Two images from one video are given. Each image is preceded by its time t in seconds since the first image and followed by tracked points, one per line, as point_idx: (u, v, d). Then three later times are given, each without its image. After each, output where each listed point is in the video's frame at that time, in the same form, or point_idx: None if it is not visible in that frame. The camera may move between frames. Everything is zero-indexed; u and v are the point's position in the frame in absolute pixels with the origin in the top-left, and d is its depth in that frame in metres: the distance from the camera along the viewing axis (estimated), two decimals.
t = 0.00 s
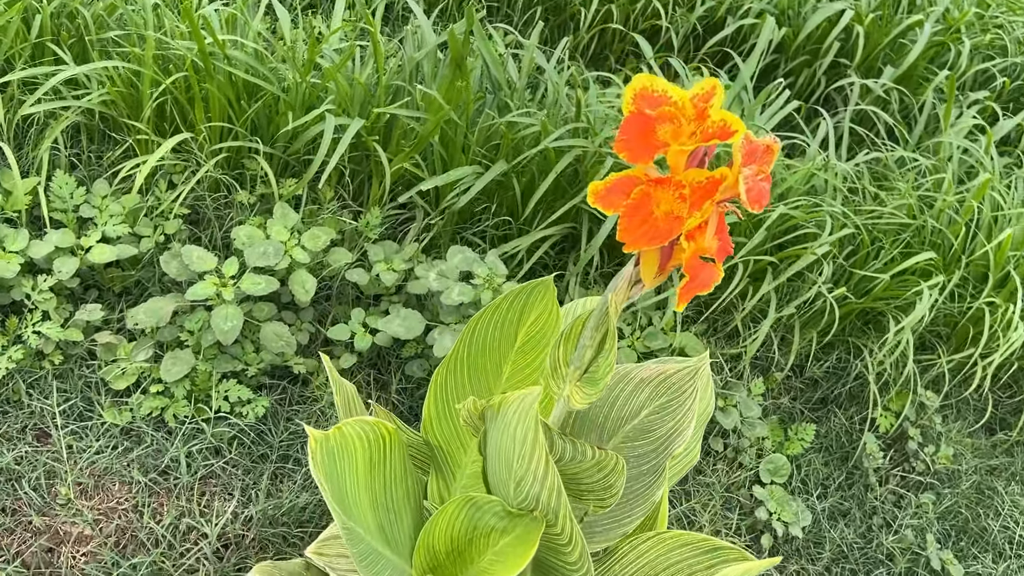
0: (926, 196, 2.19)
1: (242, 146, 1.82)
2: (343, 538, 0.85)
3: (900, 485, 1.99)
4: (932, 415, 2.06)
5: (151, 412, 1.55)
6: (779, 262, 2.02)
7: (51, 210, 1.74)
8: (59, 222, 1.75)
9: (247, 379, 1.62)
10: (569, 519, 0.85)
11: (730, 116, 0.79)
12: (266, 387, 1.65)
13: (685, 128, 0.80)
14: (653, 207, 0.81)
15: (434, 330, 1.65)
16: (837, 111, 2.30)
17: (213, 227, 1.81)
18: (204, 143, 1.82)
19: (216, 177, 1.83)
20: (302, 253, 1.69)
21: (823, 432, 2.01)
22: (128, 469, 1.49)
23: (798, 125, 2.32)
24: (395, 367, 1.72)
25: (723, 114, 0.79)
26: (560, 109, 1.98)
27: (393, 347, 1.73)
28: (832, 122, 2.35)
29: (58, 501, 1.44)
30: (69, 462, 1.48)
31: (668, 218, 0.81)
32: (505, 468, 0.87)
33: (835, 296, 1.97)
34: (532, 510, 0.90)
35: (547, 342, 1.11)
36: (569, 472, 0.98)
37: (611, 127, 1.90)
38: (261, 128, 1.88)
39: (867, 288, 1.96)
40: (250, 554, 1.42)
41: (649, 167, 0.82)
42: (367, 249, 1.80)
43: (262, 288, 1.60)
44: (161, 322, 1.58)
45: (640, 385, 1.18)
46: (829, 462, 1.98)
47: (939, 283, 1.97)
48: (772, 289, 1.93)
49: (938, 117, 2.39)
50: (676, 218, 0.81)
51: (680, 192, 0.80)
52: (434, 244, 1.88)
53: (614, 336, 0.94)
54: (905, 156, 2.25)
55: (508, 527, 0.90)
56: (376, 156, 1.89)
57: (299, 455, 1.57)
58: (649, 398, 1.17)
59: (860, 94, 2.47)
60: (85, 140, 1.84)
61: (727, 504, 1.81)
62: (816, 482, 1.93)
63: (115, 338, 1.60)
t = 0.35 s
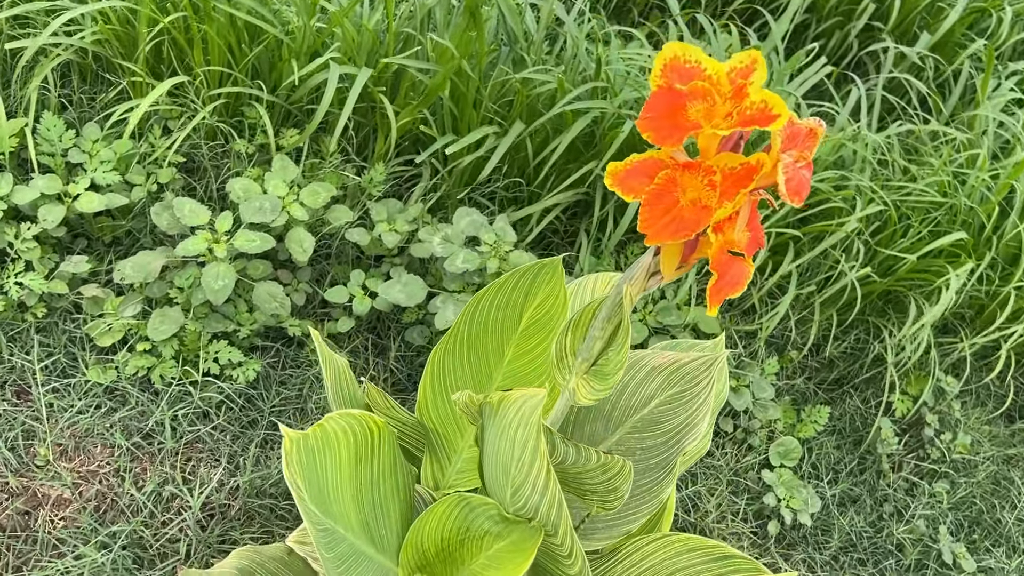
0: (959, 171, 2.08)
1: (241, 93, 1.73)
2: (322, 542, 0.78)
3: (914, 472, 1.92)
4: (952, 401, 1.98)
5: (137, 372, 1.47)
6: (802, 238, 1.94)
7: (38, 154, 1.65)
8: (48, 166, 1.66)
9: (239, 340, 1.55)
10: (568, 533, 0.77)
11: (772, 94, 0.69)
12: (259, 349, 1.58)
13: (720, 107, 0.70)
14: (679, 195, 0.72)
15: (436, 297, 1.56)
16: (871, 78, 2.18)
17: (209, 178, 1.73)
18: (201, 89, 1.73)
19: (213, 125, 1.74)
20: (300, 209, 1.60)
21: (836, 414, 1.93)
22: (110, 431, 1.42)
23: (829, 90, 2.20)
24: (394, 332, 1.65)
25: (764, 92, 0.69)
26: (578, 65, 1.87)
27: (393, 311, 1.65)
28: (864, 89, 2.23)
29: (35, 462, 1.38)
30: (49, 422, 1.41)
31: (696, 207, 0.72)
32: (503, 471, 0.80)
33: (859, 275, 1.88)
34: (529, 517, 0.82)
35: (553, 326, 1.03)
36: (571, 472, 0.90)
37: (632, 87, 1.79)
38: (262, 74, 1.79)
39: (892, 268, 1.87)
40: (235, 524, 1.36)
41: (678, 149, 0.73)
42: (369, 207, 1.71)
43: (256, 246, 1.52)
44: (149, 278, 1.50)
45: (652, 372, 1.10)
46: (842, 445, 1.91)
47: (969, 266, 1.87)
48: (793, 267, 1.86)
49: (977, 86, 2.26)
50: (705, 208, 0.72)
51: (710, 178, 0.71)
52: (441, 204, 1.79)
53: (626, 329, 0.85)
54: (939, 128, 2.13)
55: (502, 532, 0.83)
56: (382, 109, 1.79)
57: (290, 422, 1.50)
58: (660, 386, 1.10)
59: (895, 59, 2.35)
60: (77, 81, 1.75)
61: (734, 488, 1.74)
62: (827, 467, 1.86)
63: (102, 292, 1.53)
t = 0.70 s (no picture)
0: (990, 147, 1.98)
1: (240, 42, 1.64)
2: (303, 542, 0.73)
3: (925, 458, 1.86)
4: (968, 386, 1.91)
5: (125, 334, 1.42)
6: (823, 213, 1.85)
7: (26, 100, 1.58)
8: (36, 114, 1.59)
9: (233, 304, 1.49)
10: (570, 543, 0.71)
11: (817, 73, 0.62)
12: (252, 312, 1.52)
13: (757, 84, 0.63)
14: (706, 179, 0.65)
15: (438, 265, 1.50)
16: (901, 45, 2.08)
17: (205, 130, 1.65)
18: (198, 36, 1.64)
19: (210, 75, 1.66)
20: (298, 167, 1.52)
21: (848, 396, 1.87)
22: (95, 395, 1.37)
23: (857, 57, 2.10)
24: (394, 299, 1.58)
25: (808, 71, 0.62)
26: (596, 23, 1.77)
27: (394, 277, 1.59)
28: (893, 56, 2.13)
29: (17, 426, 1.33)
30: (31, 383, 1.36)
31: (725, 194, 0.65)
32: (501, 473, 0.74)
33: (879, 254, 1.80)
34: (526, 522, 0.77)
35: (559, 309, 0.96)
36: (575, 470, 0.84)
37: (651, 48, 1.70)
38: (263, 22, 1.70)
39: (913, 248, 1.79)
40: (222, 496, 1.32)
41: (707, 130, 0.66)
42: (372, 166, 1.63)
43: (251, 206, 1.45)
44: (139, 236, 1.44)
45: (663, 359, 1.04)
46: (852, 428, 1.85)
47: (996, 248, 1.79)
48: (812, 243, 1.78)
49: (1012, 57, 2.16)
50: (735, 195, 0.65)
51: (742, 163, 0.64)
52: (447, 166, 1.72)
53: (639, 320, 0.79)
54: (971, 100, 2.03)
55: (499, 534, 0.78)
56: (387, 64, 1.70)
57: (283, 389, 1.44)
58: (671, 374, 1.04)
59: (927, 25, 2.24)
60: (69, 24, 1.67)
61: (740, 470, 1.69)
62: (836, 450, 1.80)
63: (90, 248, 1.47)
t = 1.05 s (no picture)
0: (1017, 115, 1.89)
1: None
2: (272, 544, 0.66)
3: (933, 438, 1.80)
4: (981, 365, 1.84)
5: (101, 294, 1.35)
6: (839, 181, 1.77)
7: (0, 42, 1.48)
8: (12, 57, 1.50)
9: (216, 264, 1.41)
10: (565, 558, 0.65)
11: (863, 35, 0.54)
12: (237, 272, 1.44)
13: (793, 47, 0.55)
14: (731, 154, 0.57)
15: (433, 229, 1.42)
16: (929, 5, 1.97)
17: (190, 78, 1.56)
18: None
19: (196, 19, 1.56)
20: (287, 120, 1.44)
21: (856, 371, 1.81)
22: (69, 357, 1.30)
23: (880, 16, 1.99)
24: (386, 262, 1.51)
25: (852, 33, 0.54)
26: None
27: (387, 239, 1.51)
28: (919, 16, 2.03)
29: None
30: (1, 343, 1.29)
31: (752, 171, 0.57)
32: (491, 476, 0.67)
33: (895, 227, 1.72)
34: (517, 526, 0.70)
35: (560, 288, 0.90)
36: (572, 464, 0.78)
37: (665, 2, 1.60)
38: None
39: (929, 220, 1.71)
40: (201, 466, 1.26)
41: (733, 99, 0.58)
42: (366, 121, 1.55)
43: (235, 161, 1.37)
44: (117, 190, 1.36)
45: (670, 340, 0.97)
46: (859, 405, 1.79)
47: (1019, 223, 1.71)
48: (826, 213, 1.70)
49: None
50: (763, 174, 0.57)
51: (771, 137, 0.56)
52: (445, 122, 1.63)
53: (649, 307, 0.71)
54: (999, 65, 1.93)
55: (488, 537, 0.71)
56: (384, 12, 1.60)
57: (268, 354, 1.37)
58: (678, 357, 0.97)
59: None
60: None
61: (741, 448, 1.63)
62: (842, 428, 1.74)
63: (66, 201, 1.39)
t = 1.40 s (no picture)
0: None
1: None
2: (243, 541, 0.59)
3: (937, 406, 1.74)
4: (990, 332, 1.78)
5: (68, 243, 1.26)
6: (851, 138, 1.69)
7: None
8: None
9: (192, 212, 1.32)
10: (575, 563, 0.58)
11: None
12: (215, 222, 1.35)
13: None
14: (784, 109, 0.49)
15: (425, 180, 1.33)
16: None
17: (166, 11, 1.45)
18: None
19: None
20: (269, 59, 1.33)
21: (860, 337, 1.75)
22: (32, 310, 1.21)
23: None
24: (374, 214, 1.42)
25: None
26: None
27: (376, 189, 1.42)
28: None
29: None
30: None
31: (807, 130, 0.48)
32: (491, 469, 0.59)
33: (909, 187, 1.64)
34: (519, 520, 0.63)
35: (566, 253, 0.82)
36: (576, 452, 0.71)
37: None
38: None
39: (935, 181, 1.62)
40: (174, 430, 1.18)
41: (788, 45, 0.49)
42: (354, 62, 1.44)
43: (213, 102, 1.27)
44: (85, 130, 1.26)
45: (683, 310, 0.89)
46: (862, 371, 1.73)
47: None
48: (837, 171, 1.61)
49: None
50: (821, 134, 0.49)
51: (832, 89, 0.48)
52: (439, 66, 1.53)
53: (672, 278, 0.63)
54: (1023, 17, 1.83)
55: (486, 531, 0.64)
56: None
57: (247, 310, 1.29)
58: (691, 328, 0.90)
59: None
60: None
61: (742, 416, 1.57)
62: (844, 395, 1.68)
63: (30, 141, 1.29)
